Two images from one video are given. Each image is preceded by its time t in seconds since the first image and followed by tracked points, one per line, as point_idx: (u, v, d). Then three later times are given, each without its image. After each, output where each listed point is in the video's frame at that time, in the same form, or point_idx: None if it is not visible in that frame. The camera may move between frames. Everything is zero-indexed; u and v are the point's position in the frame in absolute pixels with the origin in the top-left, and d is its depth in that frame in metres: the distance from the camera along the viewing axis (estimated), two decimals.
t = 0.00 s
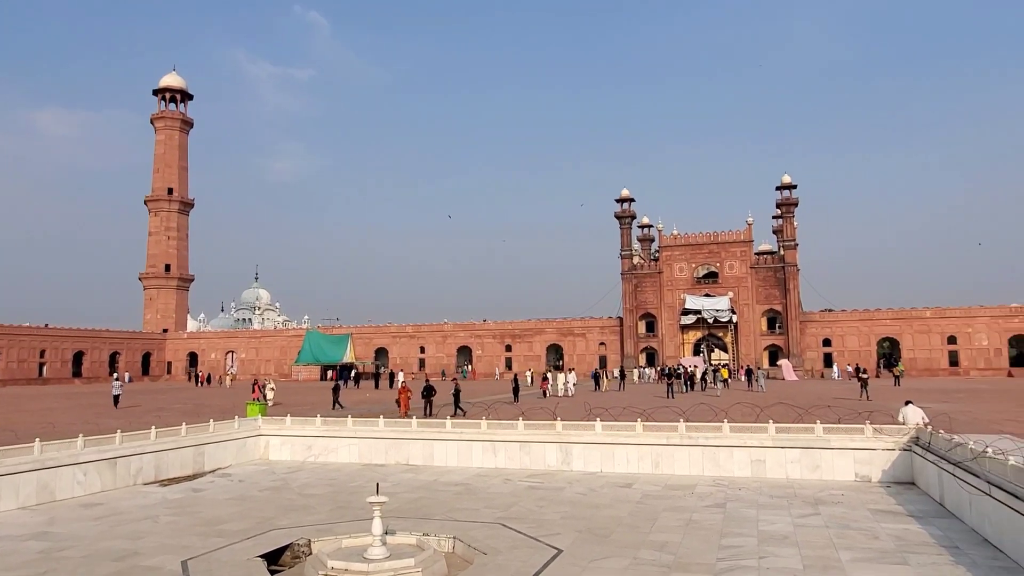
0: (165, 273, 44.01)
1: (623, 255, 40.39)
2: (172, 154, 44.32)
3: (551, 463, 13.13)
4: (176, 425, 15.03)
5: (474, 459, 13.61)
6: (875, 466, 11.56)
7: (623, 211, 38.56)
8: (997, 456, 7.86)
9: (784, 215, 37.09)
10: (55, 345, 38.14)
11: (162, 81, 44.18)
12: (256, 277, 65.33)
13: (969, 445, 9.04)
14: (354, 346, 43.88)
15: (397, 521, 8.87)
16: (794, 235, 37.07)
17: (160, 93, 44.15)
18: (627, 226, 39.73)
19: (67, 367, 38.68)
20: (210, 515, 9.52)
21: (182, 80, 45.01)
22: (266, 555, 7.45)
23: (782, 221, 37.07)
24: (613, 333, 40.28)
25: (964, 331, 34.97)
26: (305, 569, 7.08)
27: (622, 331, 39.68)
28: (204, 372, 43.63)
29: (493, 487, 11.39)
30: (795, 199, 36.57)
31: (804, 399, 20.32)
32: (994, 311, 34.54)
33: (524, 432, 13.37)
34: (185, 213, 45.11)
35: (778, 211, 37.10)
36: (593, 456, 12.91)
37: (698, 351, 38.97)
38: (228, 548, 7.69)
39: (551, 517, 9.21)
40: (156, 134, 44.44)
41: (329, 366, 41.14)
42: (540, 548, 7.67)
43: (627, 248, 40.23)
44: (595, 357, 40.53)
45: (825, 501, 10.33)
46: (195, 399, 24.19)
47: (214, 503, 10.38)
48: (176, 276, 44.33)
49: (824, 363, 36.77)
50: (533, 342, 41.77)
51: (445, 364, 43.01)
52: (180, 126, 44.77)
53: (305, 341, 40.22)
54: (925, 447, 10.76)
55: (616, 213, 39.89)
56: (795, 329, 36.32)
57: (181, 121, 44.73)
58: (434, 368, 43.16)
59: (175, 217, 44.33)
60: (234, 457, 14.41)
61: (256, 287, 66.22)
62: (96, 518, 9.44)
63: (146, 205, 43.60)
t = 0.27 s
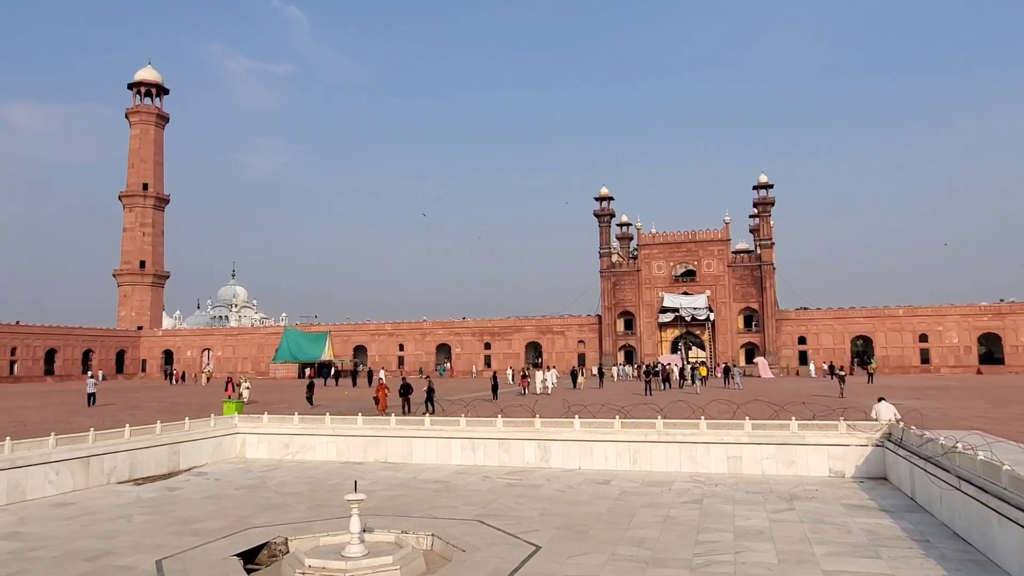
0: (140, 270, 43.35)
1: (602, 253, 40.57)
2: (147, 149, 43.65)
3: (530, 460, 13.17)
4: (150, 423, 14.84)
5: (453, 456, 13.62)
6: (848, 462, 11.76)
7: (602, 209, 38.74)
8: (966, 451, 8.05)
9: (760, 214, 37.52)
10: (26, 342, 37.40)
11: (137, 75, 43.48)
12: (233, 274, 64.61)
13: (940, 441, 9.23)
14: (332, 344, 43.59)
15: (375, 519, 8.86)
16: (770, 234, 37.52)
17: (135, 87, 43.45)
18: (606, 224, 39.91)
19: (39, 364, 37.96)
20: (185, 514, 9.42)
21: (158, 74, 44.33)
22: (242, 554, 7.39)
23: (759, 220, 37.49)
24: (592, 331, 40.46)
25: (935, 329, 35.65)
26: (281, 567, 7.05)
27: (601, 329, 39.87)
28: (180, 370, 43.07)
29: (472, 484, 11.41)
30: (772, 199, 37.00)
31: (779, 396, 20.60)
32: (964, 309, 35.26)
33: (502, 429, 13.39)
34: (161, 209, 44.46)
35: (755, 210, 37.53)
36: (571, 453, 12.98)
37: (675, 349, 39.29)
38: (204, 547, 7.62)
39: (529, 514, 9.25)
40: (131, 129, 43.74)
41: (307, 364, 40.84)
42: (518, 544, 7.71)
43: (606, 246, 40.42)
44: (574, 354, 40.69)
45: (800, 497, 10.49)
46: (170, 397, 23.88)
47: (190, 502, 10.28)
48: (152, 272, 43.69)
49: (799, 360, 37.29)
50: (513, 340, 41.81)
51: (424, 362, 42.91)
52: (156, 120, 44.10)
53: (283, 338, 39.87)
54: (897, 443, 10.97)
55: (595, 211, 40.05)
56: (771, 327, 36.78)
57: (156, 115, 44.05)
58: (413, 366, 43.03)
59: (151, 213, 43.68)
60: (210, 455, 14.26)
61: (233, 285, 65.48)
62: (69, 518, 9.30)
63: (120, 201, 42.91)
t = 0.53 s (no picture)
0: (117, 265, 42.72)
1: (584, 249, 40.67)
2: (124, 142, 42.98)
3: (511, 456, 13.21)
4: (127, 420, 14.67)
5: (435, 452, 13.61)
6: (826, 456, 11.93)
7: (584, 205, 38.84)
8: (941, 445, 8.19)
9: (741, 211, 37.84)
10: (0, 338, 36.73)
11: (114, 67, 42.76)
12: (212, 270, 63.93)
13: (915, 435, 9.39)
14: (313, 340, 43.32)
15: (356, 515, 8.83)
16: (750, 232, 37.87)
17: (112, 80, 42.74)
18: (587, 221, 40.01)
19: (13, 361, 37.30)
20: (163, 511, 9.33)
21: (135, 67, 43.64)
22: (221, 551, 7.34)
23: (739, 218, 37.83)
24: (574, 327, 40.59)
25: (911, 325, 36.22)
26: (261, 564, 7.01)
27: (582, 325, 40.00)
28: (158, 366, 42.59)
29: (453, 480, 11.42)
30: (752, 196, 37.32)
31: (758, 392, 20.84)
32: (938, 306, 35.86)
33: (484, 425, 13.41)
34: (138, 204, 43.82)
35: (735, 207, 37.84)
36: (552, 448, 13.03)
37: (656, 345, 39.54)
38: (182, 544, 7.56)
39: (511, 509, 9.28)
40: (107, 122, 43.02)
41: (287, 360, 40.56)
42: (499, 540, 7.73)
43: (587, 243, 40.52)
44: (556, 351, 40.80)
45: (778, 491, 10.63)
46: (148, 394, 23.59)
47: (168, 499, 10.18)
48: (129, 268, 43.07)
49: (778, 356, 37.72)
50: (494, 336, 41.82)
51: (406, 358, 42.80)
52: (133, 114, 43.41)
53: (263, 334, 39.56)
54: (874, 437, 11.14)
55: (577, 208, 40.15)
56: (750, 323, 37.15)
57: (134, 108, 43.37)
58: (394, 362, 42.90)
59: (128, 207, 43.04)
60: (189, 452, 14.14)
61: (212, 280, 64.78)
62: (43, 516, 9.17)
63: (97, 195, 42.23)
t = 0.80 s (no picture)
0: (97, 260, 42.17)
1: (568, 245, 40.75)
2: (104, 135, 42.38)
3: (495, 450, 13.24)
4: (107, 416, 14.53)
5: (419, 446, 13.61)
6: (807, 449, 12.08)
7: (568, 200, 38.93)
8: (919, 438, 8.32)
9: (724, 207, 38.08)
10: None
11: (93, 59, 42.11)
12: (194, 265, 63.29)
13: (894, 428, 9.54)
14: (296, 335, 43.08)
15: (340, 510, 8.83)
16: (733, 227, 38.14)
17: (91, 72, 42.10)
18: (571, 216, 40.10)
19: None
20: (144, 508, 9.26)
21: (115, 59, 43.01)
22: (204, 547, 7.31)
23: (722, 213, 38.08)
24: (558, 322, 40.69)
25: (890, 320, 36.70)
26: (244, 560, 6.99)
27: (566, 320, 40.11)
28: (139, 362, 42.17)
29: (438, 475, 11.43)
30: (735, 192, 37.56)
31: (740, 386, 21.04)
32: (917, 301, 36.36)
33: (468, 420, 13.43)
34: (118, 197, 43.25)
35: (718, 203, 38.10)
36: (537, 443, 13.08)
37: (640, 339, 39.75)
38: (164, 540, 7.52)
39: (495, 503, 9.32)
40: (86, 115, 42.38)
41: (270, 356, 40.32)
42: (484, 534, 7.76)
43: (571, 238, 40.60)
44: (540, 345, 40.89)
45: (760, 483, 10.75)
46: (128, 390, 23.35)
47: (149, 495, 10.11)
48: (109, 263, 42.53)
49: (760, 351, 38.06)
50: (479, 331, 41.83)
51: (390, 353, 42.70)
52: (113, 106, 42.80)
53: (245, 330, 39.29)
54: (854, 430, 11.30)
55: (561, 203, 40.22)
56: (733, 318, 37.45)
57: (113, 101, 42.76)
58: (378, 357, 42.78)
59: (108, 201, 42.48)
60: (171, 448, 14.04)
61: (194, 275, 64.17)
62: (22, 513, 9.06)
63: (76, 189, 41.62)
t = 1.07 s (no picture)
0: (81, 252, 41.70)
1: (555, 238, 40.78)
2: (87, 127, 41.85)
3: (482, 443, 13.27)
4: (91, 409, 14.41)
5: (406, 440, 13.62)
6: (792, 441, 12.21)
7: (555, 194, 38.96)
8: (902, 430, 8.43)
9: (710, 201, 38.26)
10: None
11: (76, 49, 41.52)
12: (179, 257, 62.76)
13: (878, 420, 9.65)
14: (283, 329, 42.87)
15: (327, 503, 8.83)
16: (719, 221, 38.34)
17: (74, 62, 41.51)
18: (559, 210, 40.13)
19: None
20: (129, 501, 9.20)
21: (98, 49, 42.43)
22: (190, 541, 7.29)
23: (709, 207, 38.27)
24: (545, 316, 40.76)
25: (874, 314, 37.09)
26: (230, 553, 6.97)
27: (553, 314, 40.18)
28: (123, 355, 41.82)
29: (425, 468, 11.45)
30: (722, 186, 37.74)
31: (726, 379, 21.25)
32: (901, 295, 36.76)
33: (456, 413, 13.44)
34: (102, 189, 42.76)
35: (705, 197, 38.26)
36: (524, 436, 13.12)
37: (626, 333, 39.91)
38: (150, 534, 7.49)
39: (482, 495, 9.36)
40: (69, 106, 41.81)
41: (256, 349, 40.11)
42: (471, 526, 7.79)
43: (559, 232, 40.63)
44: (527, 339, 40.96)
45: (745, 475, 10.85)
46: (113, 383, 23.18)
47: (134, 489, 10.05)
48: (93, 255, 42.06)
49: (746, 344, 38.34)
50: (466, 324, 41.82)
51: (377, 346, 42.61)
52: (96, 97, 42.25)
53: (231, 323, 39.07)
54: (838, 422, 11.42)
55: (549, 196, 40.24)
56: (719, 312, 37.69)
57: (97, 92, 42.19)
58: (365, 351, 42.68)
59: (91, 193, 41.99)
60: (155, 441, 13.96)
61: (179, 268, 63.65)
62: (5, 507, 8.98)
63: (58, 180, 41.09)
